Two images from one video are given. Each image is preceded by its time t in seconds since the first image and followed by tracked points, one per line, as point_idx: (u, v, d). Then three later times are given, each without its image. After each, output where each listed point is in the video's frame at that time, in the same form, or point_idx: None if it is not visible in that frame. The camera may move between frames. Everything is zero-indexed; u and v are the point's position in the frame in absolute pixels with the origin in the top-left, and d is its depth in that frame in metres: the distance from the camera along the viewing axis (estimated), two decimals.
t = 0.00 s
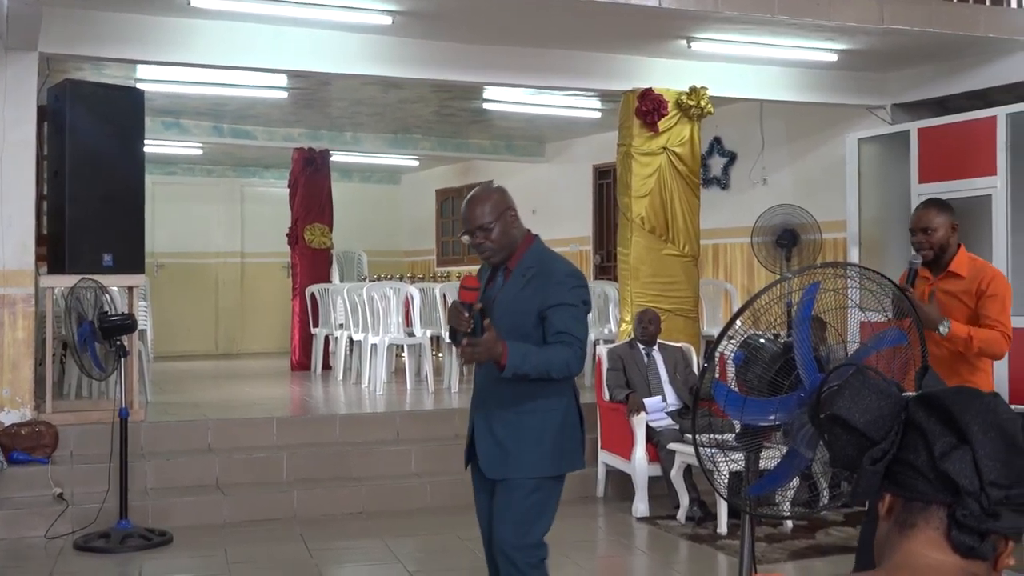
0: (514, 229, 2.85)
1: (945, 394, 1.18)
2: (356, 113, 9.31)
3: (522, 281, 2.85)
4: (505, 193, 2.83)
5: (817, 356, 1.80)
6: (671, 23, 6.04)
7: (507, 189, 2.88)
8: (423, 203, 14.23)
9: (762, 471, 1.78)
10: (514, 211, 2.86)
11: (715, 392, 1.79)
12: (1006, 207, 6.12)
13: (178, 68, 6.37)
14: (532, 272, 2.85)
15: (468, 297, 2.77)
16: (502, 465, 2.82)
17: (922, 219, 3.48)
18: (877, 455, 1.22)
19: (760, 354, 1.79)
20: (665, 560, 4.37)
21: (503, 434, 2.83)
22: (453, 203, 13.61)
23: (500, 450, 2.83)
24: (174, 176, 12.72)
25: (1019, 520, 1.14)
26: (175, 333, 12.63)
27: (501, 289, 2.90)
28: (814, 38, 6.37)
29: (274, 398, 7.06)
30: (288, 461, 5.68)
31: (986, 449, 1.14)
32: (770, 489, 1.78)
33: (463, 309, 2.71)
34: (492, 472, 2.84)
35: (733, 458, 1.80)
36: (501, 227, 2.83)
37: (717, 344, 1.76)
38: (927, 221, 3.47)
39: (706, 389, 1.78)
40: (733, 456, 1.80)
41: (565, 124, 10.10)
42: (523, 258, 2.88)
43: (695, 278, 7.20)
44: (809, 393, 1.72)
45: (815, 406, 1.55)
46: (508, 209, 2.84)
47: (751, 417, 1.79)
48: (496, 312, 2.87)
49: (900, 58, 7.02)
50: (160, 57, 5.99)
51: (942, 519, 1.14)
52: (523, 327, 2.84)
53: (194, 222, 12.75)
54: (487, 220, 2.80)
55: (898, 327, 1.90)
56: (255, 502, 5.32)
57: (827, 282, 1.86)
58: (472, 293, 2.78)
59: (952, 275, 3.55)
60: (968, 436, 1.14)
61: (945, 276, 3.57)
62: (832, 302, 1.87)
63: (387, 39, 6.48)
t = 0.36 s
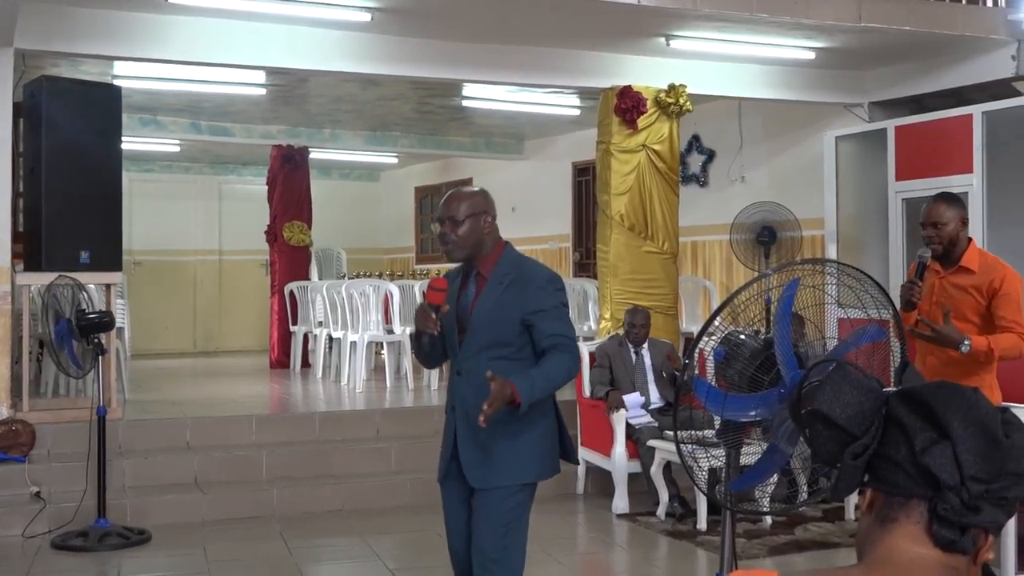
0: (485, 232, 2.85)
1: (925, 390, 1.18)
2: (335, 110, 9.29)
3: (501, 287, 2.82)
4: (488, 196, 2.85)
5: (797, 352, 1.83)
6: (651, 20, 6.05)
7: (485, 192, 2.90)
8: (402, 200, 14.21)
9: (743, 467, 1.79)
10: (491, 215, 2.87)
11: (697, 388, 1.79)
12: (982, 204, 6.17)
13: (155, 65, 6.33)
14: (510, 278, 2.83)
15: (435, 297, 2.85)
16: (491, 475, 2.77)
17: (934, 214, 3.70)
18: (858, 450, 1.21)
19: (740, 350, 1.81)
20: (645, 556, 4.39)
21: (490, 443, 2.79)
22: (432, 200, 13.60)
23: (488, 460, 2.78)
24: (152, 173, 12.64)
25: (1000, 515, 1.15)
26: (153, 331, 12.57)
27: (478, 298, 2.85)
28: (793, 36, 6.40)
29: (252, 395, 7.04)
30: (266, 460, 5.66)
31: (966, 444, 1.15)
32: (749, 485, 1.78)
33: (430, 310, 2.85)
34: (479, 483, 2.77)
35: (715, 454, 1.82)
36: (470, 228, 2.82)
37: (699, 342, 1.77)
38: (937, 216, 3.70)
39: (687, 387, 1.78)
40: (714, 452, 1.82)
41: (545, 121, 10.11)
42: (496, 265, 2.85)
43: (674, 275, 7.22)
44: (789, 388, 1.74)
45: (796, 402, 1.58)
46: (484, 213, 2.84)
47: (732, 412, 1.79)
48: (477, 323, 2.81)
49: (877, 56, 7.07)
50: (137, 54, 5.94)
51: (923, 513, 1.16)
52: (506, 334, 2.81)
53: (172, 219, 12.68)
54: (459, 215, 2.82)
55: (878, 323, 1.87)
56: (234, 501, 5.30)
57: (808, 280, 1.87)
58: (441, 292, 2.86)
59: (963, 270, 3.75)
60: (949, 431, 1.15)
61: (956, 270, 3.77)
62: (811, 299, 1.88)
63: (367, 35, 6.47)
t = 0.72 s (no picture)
0: (507, 206, 2.71)
1: (931, 380, 1.18)
2: (333, 104, 9.28)
3: (506, 263, 2.67)
4: (528, 173, 2.70)
5: (798, 345, 1.83)
6: (649, 14, 6.04)
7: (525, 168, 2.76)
8: (399, 194, 14.19)
9: (744, 460, 1.80)
10: (521, 193, 2.72)
11: (698, 381, 1.81)
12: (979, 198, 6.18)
13: (152, 57, 6.32)
14: (517, 254, 2.67)
15: (437, 241, 2.63)
16: (483, 463, 2.59)
17: (942, 209, 3.75)
18: (863, 441, 1.24)
19: (741, 343, 1.82)
20: (643, 549, 4.40)
21: (483, 427, 2.61)
22: (429, 194, 13.59)
23: (481, 445, 2.60)
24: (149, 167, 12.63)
25: (1005, 507, 1.15)
26: (150, 324, 12.55)
27: (481, 274, 2.69)
28: (790, 30, 6.40)
29: (251, 389, 7.04)
30: (264, 453, 5.67)
31: (973, 436, 1.14)
32: (749, 478, 1.79)
33: (431, 255, 2.63)
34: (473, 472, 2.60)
35: (715, 447, 1.82)
36: (495, 192, 2.69)
37: (699, 336, 1.79)
38: (946, 211, 3.74)
39: (689, 379, 1.81)
40: (715, 445, 1.82)
41: (542, 115, 10.10)
42: (503, 239, 2.70)
43: (672, 269, 7.23)
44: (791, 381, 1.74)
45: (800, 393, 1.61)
46: (510, 183, 2.69)
47: (734, 404, 1.81)
48: (479, 302, 2.64)
49: (875, 50, 7.07)
50: (134, 47, 5.93)
51: (927, 505, 1.17)
52: (511, 314, 2.64)
53: (169, 212, 12.66)
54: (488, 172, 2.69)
55: (878, 316, 1.89)
56: (232, 494, 5.30)
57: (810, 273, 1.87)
58: (444, 239, 2.66)
59: (973, 262, 3.78)
60: (953, 423, 1.14)
61: (967, 263, 3.80)
62: (810, 293, 1.88)
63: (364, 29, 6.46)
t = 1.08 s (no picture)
0: (516, 202, 2.67)
1: (941, 381, 1.18)
2: (340, 102, 9.28)
3: (515, 260, 2.65)
4: (531, 161, 2.66)
5: (808, 344, 1.81)
6: (657, 12, 6.03)
7: (527, 154, 2.72)
8: (407, 191, 14.19)
9: (753, 460, 1.80)
10: (528, 183, 2.68)
11: (708, 381, 1.80)
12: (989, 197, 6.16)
13: (161, 56, 6.32)
14: (525, 251, 2.65)
15: (451, 246, 2.63)
16: (482, 463, 2.58)
17: (960, 205, 3.75)
18: (873, 443, 1.23)
19: (750, 343, 1.81)
20: (651, 549, 4.39)
21: (483, 426, 2.60)
22: (437, 192, 13.58)
23: (480, 445, 2.59)
24: (157, 165, 12.66)
25: (1017, 508, 1.14)
26: (159, 322, 12.58)
27: (489, 271, 2.68)
28: (799, 27, 6.38)
29: (259, 387, 7.04)
30: (272, 451, 5.67)
31: (983, 438, 1.13)
32: (760, 478, 1.80)
33: (446, 260, 2.61)
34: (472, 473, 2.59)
35: (724, 447, 1.83)
36: (503, 192, 2.65)
37: (708, 335, 1.78)
38: (965, 206, 3.74)
39: (698, 378, 1.80)
40: (723, 445, 1.83)
41: (550, 112, 10.09)
42: (514, 236, 2.68)
43: (680, 267, 7.22)
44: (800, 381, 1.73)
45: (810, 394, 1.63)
46: (519, 177, 2.65)
47: (742, 404, 1.80)
48: (485, 300, 2.64)
49: (884, 47, 7.04)
50: (142, 45, 5.94)
51: (938, 506, 1.15)
52: (517, 313, 2.63)
53: (177, 210, 12.68)
54: (495, 174, 2.64)
55: (889, 316, 1.86)
56: (240, 493, 5.31)
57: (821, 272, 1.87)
58: (457, 242, 2.65)
59: (988, 259, 3.77)
60: (964, 424, 1.13)
61: (982, 259, 3.79)
62: (818, 291, 1.87)
63: (372, 27, 6.46)
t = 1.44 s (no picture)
0: (514, 198, 2.67)
1: (951, 383, 1.17)
2: (349, 99, 9.29)
3: (514, 258, 2.65)
4: (525, 156, 2.65)
5: (817, 345, 1.81)
6: (667, 11, 6.02)
7: (523, 149, 2.71)
8: (416, 189, 14.19)
9: (760, 461, 1.79)
10: (525, 178, 2.67)
11: (716, 380, 1.82)
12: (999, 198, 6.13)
13: (171, 53, 6.33)
14: (525, 248, 2.65)
15: (450, 248, 2.65)
16: (480, 463, 2.58)
17: (973, 206, 3.78)
18: (882, 445, 1.23)
19: (759, 343, 1.81)
20: (658, 548, 4.39)
21: (481, 425, 2.59)
22: (445, 190, 13.58)
23: (478, 444, 2.59)
24: (166, 161, 12.68)
25: None
26: (168, 318, 12.61)
27: (488, 268, 2.68)
28: (810, 27, 6.36)
29: (267, 384, 7.05)
30: (280, 448, 5.68)
31: (993, 440, 1.13)
32: (766, 479, 1.78)
33: (445, 262, 2.62)
34: (469, 472, 2.58)
35: (731, 447, 1.82)
36: (500, 189, 2.65)
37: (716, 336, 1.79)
38: (977, 208, 3.78)
39: (707, 378, 1.82)
40: (731, 445, 1.82)
41: (559, 111, 10.08)
42: (513, 233, 2.68)
43: (688, 267, 7.22)
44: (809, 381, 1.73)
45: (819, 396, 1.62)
46: (517, 174, 2.65)
47: (750, 405, 1.80)
48: (483, 298, 2.64)
49: (895, 48, 7.02)
50: (153, 41, 5.95)
51: (947, 509, 1.15)
52: (516, 311, 2.63)
53: (186, 207, 12.70)
54: (491, 172, 2.64)
55: (899, 317, 1.87)
56: (248, 490, 5.32)
57: (829, 273, 1.87)
58: (456, 243, 2.68)
59: (999, 261, 3.77)
60: (974, 427, 1.13)
61: (992, 261, 3.79)
62: (827, 292, 1.87)
63: (381, 25, 6.46)
